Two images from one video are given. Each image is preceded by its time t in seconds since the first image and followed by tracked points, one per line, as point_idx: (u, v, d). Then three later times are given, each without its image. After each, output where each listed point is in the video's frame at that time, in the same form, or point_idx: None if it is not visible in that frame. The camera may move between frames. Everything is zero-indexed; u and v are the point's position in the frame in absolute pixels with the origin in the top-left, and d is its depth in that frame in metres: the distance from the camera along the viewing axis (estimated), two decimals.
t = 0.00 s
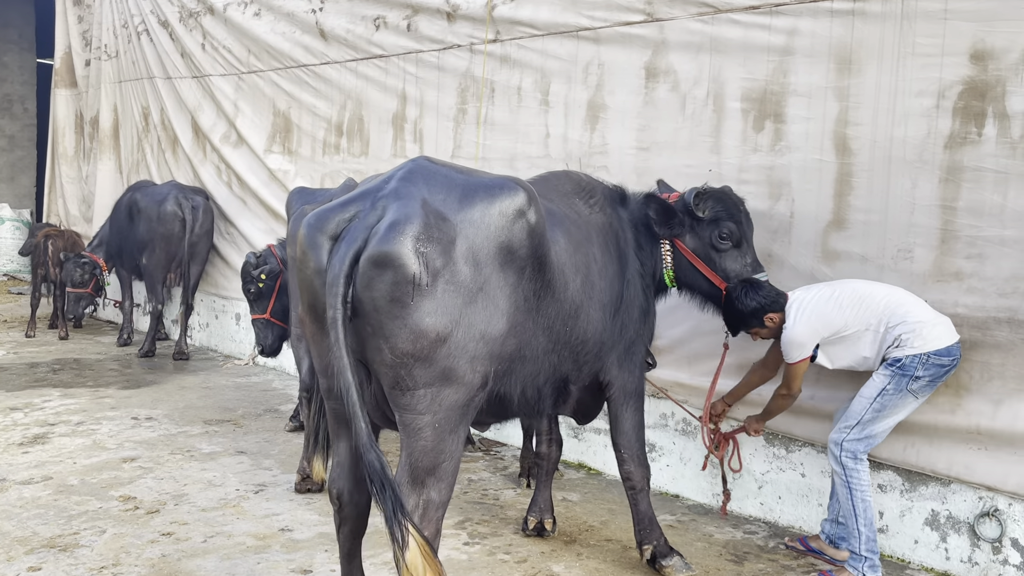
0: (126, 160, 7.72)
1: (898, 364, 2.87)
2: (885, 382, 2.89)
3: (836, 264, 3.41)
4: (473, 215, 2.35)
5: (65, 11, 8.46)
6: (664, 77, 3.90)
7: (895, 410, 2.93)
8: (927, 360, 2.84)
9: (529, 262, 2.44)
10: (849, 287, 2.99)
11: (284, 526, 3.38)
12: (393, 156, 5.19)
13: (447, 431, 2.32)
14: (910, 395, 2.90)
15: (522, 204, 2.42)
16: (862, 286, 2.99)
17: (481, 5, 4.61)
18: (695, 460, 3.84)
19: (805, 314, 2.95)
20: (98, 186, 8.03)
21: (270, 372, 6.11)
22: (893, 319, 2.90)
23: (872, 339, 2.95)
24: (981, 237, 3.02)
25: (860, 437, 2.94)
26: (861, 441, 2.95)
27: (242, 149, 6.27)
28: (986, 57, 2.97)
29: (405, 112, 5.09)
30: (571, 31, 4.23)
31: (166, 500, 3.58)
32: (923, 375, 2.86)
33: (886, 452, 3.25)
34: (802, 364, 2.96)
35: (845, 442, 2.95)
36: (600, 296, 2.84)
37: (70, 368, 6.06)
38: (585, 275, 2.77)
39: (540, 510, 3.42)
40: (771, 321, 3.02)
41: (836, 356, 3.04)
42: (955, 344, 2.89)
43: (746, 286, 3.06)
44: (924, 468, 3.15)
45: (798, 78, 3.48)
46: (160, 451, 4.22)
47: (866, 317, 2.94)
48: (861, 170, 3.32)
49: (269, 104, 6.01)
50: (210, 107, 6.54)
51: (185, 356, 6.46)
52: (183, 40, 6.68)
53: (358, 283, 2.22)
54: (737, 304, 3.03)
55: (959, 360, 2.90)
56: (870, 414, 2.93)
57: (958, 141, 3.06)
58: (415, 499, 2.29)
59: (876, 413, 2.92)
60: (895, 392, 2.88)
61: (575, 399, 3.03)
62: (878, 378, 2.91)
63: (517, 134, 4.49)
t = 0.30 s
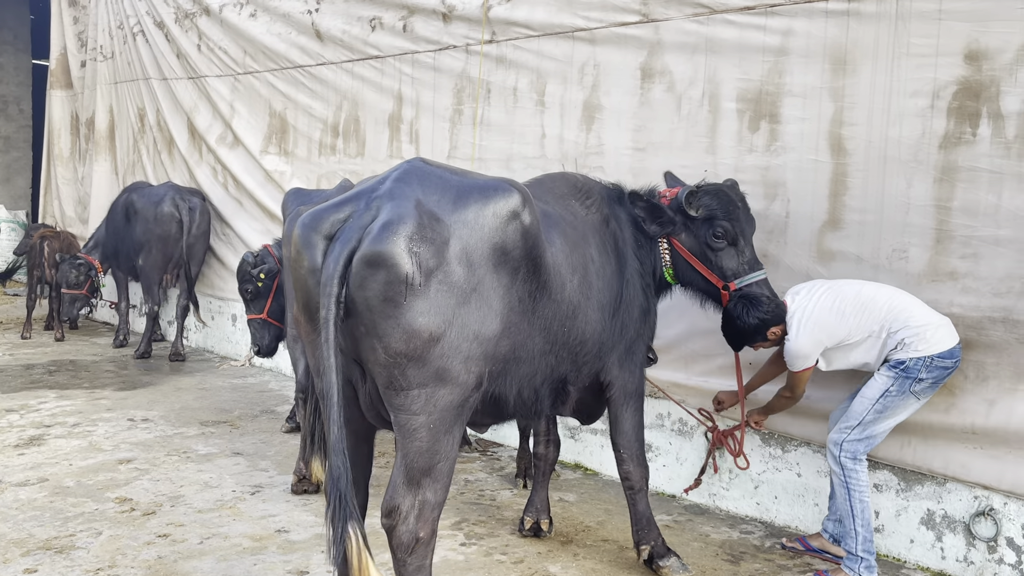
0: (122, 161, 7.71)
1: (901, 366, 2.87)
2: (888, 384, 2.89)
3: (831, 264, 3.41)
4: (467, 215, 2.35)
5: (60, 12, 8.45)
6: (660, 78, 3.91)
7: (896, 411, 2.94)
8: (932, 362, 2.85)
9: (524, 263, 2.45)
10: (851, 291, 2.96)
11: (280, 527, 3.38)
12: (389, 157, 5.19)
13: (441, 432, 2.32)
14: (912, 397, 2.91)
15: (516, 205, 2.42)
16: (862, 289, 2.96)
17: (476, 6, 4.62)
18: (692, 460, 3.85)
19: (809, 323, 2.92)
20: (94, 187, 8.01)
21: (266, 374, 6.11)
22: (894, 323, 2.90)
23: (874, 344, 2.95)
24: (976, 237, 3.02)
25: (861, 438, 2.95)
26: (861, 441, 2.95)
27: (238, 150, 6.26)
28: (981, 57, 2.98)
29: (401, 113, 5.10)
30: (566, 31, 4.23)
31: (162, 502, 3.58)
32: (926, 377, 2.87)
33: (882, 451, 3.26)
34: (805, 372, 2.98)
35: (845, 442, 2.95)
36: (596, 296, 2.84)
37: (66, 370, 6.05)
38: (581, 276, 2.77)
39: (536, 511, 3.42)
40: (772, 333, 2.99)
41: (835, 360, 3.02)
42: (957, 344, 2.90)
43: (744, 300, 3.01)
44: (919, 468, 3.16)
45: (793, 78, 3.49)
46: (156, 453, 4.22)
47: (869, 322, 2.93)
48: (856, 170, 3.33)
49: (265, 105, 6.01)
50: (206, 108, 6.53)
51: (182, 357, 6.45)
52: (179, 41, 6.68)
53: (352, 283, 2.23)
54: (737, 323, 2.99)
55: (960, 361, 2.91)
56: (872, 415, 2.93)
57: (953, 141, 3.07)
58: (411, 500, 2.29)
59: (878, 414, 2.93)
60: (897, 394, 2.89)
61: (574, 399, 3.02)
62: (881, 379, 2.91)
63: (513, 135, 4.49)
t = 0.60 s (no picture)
0: (118, 163, 7.70)
1: (890, 365, 2.88)
2: (877, 382, 2.90)
3: (828, 265, 3.42)
4: (468, 217, 2.35)
5: (57, 14, 8.45)
6: (657, 79, 3.91)
7: (885, 408, 2.94)
8: (919, 360, 2.86)
9: (524, 264, 2.45)
10: (826, 314, 2.96)
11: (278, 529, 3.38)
12: (386, 158, 5.19)
13: (442, 433, 2.32)
14: (901, 394, 2.92)
15: (517, 207, 2.43)
16: (835, 308, 2.97)
17: (473, 7, 4.62)
18: (690, 461, 3.85)
19: (801, 360, 2.92)
20: (91, 189, 8.01)
21: (264, 376, 6.10)
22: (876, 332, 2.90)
23: (866, 360, 2.95)
24: (973, 238, 3.03)
25: (850, 435, 2.95)
26: (851, 438, 2.96)
27: (235, 153, 6.26)
28: (977, 58, 2.99)
29: (398, 115, 5.10)
30: (563, 33, 4.23)
31: (159, 504, 3.57)
32: (915, 374, 2.88)
33: (879, 452, 3.27)
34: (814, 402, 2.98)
35: (834, 440, 2.96)
36: (594, 297, 2.84)
37: (63, 373, 6.04)
38: (580, 277, 2.78)
39: (534, 512, 3.42)
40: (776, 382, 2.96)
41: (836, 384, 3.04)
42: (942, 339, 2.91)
43: (740, 366, 2.94)
44: (916, 468, 3.16)
45: (790, 79, 3.50)
46: (153, 455, 4.22)
47: (853, 339, 2.91)
48: (852, 171, 3.33)
49: (261, 107, 6.01)
50: (202, 110, 6.53)
51: (179, 359, 6.45)
52: (175, 43, 6.67)
53: (354, 285, 2.22)
54: (743, 391, 2.93)
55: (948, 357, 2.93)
56: (861, 412, 2.93)
57: (949, 142, 3.07)
58: (411, 501, 2.28)
59: (867, 412, 2.93)
60: (886, 391, 2.90)
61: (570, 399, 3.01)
62: (869, 377, 2.92)
63: (510, 137, 4.49)
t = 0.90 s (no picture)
0: (115, 166, 7.70)
1: (890, 368, 2.90)
2: (877, 383, 2.91)
3: (825, 267, 3.42)
4: (470, 220, 2.36)
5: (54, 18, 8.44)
6: (654, 82, 3.92)
7: (885, 410, 2.96)
8: (918, 361, 2.90)
9: (525, 267, 2.45)
10: (821, 326, 2.95)
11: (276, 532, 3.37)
12: (384, 161, 5.19)
13: (445, 435, 2.32)
14: (900, 395, 2.94)
15: (519, 210, 2.43)
16: (829, 319, 2.95)
17: (470, 10, 4.62)
18: (688, 463, 3.85)
19: (806, 378, 2.89)
20: (87, 192, 8.00)
21: (262, 378, 6.10)
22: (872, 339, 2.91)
23: (863, 370, 2.95)
24: (970, 239, 3.03)
25: (849, 437, 2.95)
26: (850, 440, 2.95)
27: (232, 155, 6.25)
28: (973, 60, 3.00)
29: (396, 117, 5.10)
30: (560, 35, 4.24)
31: (157, 507, 3.57)
32: (914, 376, 2.91)
33: (876, 453, 3.27)
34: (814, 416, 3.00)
35: (834, 442, 2.95)
36: (593, 300, 2.85)
37: (60, 376, 6.03)
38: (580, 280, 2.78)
39: (532, 514, 3.42)
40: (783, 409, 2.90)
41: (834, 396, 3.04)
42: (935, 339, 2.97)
43: (748, 401, 2.87)
44: (914, 469, 3.17)
45: (786, 81, 3.50)
46: (150, 458, 4.21)
47: (852, 351, 2.91)
48: (849, 173, 3.34)
49: (259, 110, 6.01)
50: (199, 113, 6.53)
51: (176, 362, 6.44)
52: (172, 45, 6.67)
53: (357, 287, 2.22)
54: (757, 428, 2.86)
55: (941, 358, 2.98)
56: (861, 414, 2.93)
57: (946, 143, 3.08)
58: (413, 503, 2.28)
59: (868, 414, 2.93)
60: (887, 393, 2.92)
61: (568, 401, 2.98)
62: (869, 379, 2.93)
63: (507, 139, 4.49)
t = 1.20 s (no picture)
0: (113, 170, 7.69)
1: (894, 374, 2.91)
2: (881, 388, 2.92)
3: (823, 271, 3.43)
4: (468, 224, 2.36)
5: (52, 22, 8.44)
6: (652, 86, 3.92)
7: (887, 414, 2.96)
8: (923, 367, 2.91)
9: (522, 272, 2.46)
10: (824, 330, 2.95)
11: (274, 537, 3.37)
12: (382, 165, 5.19)
13: (443, 439, 2.32)
14: (903, 400, 2.95)
15: (516, 215, 2.44)
16: (832, 325, 2.95)
17: (468, 14, 4.63)
18: (686, 467, 3.85)
19: (811, 385, 2.91)
20: (85, 196, 8.00)
21: (260, 382, 6.09)
22: (876, 344, 2.91)
23: (867, 374, 2.96)
24: (968, 243, 3.04)
25: (852, 441, 2.95)
26: (852, 444, 2.95)
27: (230, 159, 6.25)
28: (970, 64, 3.00)
29: (394, 121, 5.10)
30: (558, 40, 4.25)
31: (156, 512, 3.56)
32: (918, 382, 2.93)
33: (875, 457, 3.27)
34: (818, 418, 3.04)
35: (837, 446, 2.95)
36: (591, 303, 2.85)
37: (58, 380, 6.02)
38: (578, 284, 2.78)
39: (530, 518, 3.42)
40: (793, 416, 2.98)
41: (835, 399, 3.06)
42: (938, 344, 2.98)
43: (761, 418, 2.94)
44: (912, 473, 3.17)
45: (784, 85, 3.51)
46: (149, 463, 4.21)
47: (855, 356, 2.91)
48: (847, 177, 3.34)
49: (257, 114, 6.01)
50: (197, 117, 6.53)
51: (174, 366, 6.44)
52: (170, 50, 6.67)
53: (356, 291, 2.22)
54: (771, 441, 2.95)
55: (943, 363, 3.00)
56: (864, 418, 2.93)
57: (943, 147, 3.09)
58: (412, 507, 2.28)
59: (871, 418, 2.93)
60: (891, 398, 2.92)
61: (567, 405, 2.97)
62: (874, 384, 2.93)
63: (505, 143, 4.50)
